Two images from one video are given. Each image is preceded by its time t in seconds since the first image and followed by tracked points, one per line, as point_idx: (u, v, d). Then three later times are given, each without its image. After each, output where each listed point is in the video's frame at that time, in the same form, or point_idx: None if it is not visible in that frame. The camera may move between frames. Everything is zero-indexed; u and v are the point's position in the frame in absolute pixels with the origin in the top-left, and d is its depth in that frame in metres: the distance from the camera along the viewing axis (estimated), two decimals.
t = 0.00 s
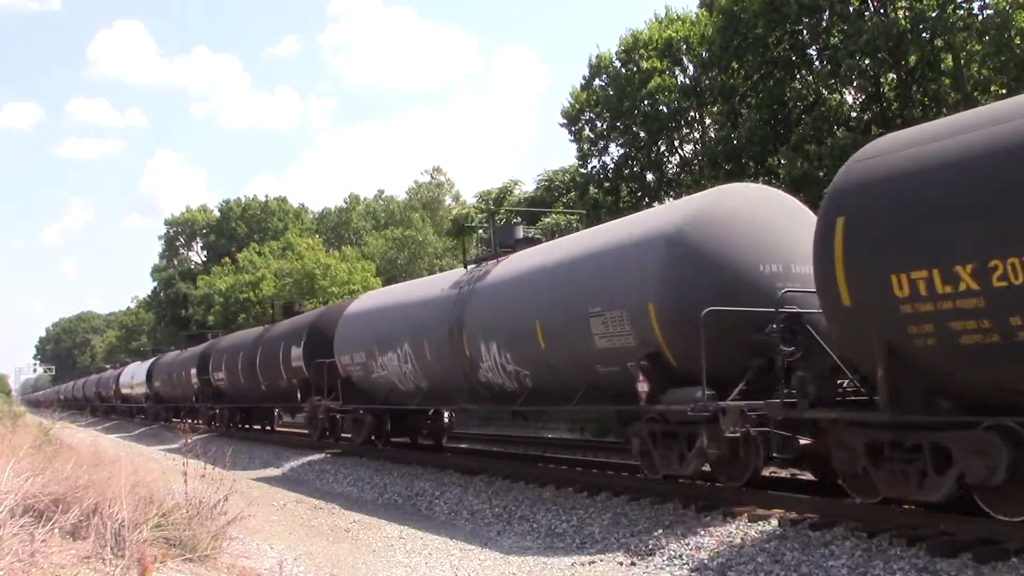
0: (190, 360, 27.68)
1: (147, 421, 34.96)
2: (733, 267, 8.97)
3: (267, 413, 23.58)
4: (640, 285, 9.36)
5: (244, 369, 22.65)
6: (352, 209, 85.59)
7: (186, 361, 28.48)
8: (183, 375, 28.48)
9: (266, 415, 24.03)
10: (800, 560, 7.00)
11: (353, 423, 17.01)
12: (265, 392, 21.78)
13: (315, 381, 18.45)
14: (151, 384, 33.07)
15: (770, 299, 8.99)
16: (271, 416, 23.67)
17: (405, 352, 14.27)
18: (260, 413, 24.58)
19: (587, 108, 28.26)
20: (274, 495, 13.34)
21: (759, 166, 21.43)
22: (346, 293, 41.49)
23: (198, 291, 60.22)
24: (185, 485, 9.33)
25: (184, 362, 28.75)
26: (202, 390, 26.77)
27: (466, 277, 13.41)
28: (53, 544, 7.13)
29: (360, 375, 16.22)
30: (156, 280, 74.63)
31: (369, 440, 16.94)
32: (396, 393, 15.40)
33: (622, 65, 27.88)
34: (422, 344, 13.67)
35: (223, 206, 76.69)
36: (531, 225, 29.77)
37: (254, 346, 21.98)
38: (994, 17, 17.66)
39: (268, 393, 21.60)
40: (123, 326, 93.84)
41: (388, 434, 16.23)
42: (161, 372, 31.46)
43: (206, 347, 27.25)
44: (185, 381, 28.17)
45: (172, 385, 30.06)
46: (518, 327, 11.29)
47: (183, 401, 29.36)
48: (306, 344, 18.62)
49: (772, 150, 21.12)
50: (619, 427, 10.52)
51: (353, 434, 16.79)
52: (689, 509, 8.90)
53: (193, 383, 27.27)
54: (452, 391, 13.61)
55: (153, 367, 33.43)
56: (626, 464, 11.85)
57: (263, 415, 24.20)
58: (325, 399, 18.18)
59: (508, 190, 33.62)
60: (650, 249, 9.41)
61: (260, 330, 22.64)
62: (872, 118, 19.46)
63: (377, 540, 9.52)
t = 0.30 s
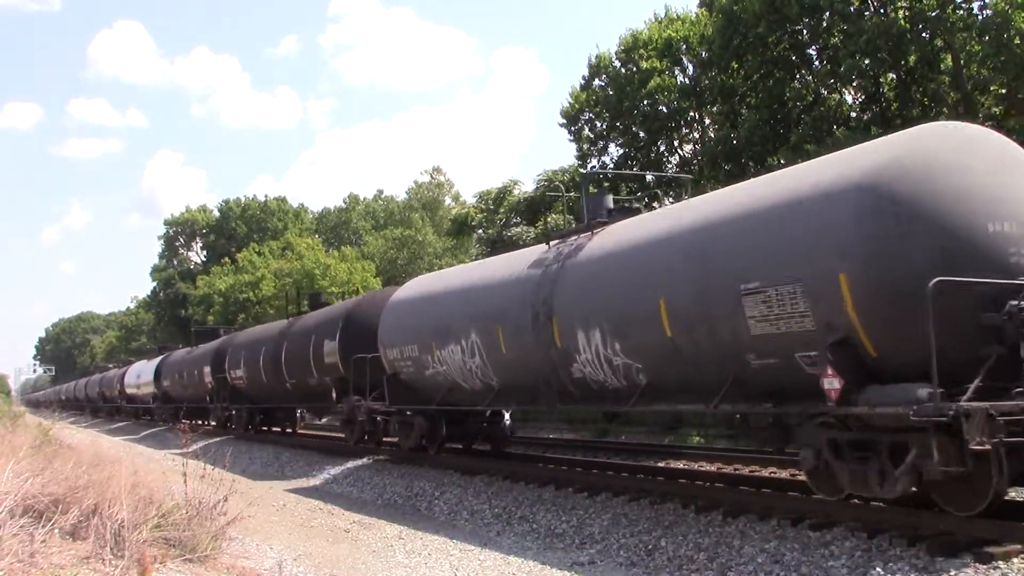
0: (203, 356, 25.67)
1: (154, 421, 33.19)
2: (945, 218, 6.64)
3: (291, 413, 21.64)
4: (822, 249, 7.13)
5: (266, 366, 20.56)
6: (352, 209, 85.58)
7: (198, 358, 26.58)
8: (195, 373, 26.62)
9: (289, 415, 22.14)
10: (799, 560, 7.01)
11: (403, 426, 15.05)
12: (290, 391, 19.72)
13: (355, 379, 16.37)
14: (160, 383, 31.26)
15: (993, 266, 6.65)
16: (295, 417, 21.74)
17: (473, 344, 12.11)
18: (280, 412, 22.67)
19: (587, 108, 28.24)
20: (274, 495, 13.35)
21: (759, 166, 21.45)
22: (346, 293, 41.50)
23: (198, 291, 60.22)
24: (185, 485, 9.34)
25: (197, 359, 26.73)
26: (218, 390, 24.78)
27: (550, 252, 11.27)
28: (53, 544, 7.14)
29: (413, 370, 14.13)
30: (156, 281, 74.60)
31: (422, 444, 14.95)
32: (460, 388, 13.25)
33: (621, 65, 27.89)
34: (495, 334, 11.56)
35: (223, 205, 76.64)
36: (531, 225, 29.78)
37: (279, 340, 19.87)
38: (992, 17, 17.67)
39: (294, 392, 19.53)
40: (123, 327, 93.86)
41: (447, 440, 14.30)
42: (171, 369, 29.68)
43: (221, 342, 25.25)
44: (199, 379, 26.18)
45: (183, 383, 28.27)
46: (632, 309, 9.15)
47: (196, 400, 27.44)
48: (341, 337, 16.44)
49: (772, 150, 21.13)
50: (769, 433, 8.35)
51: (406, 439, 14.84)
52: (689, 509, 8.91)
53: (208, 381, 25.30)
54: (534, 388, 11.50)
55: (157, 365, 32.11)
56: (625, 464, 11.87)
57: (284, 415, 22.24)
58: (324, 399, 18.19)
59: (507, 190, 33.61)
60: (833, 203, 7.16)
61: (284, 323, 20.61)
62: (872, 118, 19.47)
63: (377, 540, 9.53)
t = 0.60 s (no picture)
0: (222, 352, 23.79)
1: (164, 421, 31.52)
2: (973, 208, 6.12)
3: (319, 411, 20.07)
4: (918, 234, 6.32)
5: (292, 361, 18.61)
6: (352, 209, 85.60)
7: (214, 355, 24.75)
8: (211, 371, 24.82)
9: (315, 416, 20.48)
10: (799, 560, 7.00)
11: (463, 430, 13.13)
12: (320, 390, 17.81)
13: (404, 377, 14.52)
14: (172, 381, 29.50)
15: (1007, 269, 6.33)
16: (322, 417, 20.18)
17: (563, 334, 10.05)
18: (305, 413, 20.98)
19: (587, 108, 28.24)
20: (274, 495, 13.34)
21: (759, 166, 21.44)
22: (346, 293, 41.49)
23: (198, 291, 60.23)
24: (185, 485, 9.34)
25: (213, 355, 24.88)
26: (238, 388, 22.95)
27: (664, 220, 9.22)
28: (53, 544, 7.13)
29: (482, 366, 11.99)
30: (156, 280, 74.64)
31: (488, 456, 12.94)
32: (542, 387, 11.12)
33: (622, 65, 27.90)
34: (596, 321, 9.50)
35: (223, 205, 76.64)
36: (531, 225, 29.80)
37: (309, 332, 17.90)
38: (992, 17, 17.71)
39: (325, 391, 17.61)
40: (123, 327, 93.90)
41: (518, 446, 12.32)
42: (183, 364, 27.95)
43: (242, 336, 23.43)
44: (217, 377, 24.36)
45: (196, 381, 26.53)
46: (688, 305, 8.33)
47: (212, 398, 25.62)
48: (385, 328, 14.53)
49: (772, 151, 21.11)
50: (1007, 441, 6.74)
51: (469, 448, 12.85)
52: (689, 509, 8.91)
53: (226, 379, 23.50)
54: (647, 387, 9.39)
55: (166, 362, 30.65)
56: (626, 464, 11.87)
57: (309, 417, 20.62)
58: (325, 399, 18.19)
59: (508, 190, 33.62)
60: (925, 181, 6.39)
61: (312, 315, 18.67)
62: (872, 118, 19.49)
63: (377, 540, 9.52)
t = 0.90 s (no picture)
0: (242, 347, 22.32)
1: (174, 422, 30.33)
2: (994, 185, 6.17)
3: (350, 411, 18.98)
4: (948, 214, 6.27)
5: (326, 357, 17.03)
6: (352, 209, 85.57)
7: (233, 349, 23.30)
8: (229, 368, 23.40)
9: (345, 417, 19.25)
10: (799, 560, 7.00)
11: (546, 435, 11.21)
12: (358, 388, 16.25)
13: (469, 374, 12.90)
14: (184, 379, 28.24)
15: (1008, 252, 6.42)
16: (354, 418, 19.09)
17: (703, 314, 8.31)
18: (331, 414, 19.64)
19: (587, 108, 28.22)
20: (273, 494, 13.33)
21: (759, 166, 21.43)
22: (345, 293, 41.50)
23: (198, 291, 60.22)
24: (184, 485, 9.33)
25: (231, 350, 23.41)
26: (258, 386, 21.52)
27: (850, 168, 7.44)
28: (53, 544, 7.13)
29: (577, 360, 10.16)
30: (156, 280, 74.66)
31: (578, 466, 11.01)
32: (659, 385, 9.33)
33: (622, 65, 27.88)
34: (753, 298, 7.76)
35: (223, 205, 76.61)
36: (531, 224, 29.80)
37: (348, 324, 16.33)
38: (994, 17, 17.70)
39: (364, 392, 16.07)
40: (123, 327, 93.93)
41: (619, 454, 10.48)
42: (197, 360, 26.68)
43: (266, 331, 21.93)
44: (236, 375, 22.92)
45: (211, 379, 25.20)
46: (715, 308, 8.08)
47: (230, 398, 24.26)
48: (442, 315, 12.93)
49: (772, 150, 21.08)
50: None
51: (558, 455, 10.87)
52: (689, 509, 8.91)
53: (245, 377, 22.09)
54: (807, 375, 7.65)
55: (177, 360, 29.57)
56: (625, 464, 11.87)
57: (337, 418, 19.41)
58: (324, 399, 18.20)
59: (508, 190, 33.63)
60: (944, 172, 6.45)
61: (349, 305, 17.11)
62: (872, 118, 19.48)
63: (377, 540, 9.52)
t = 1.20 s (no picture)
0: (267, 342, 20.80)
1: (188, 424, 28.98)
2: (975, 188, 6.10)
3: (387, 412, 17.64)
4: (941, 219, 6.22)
5: (368, 350, 15.47)
6: (352, 209, 85.53)
7: (256, 344, 21.80)
8: (250, 365, 21.95)
9: (382, 418, 17.82)
10: (799, 560, 7.01)
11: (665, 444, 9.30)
12: (406, 385, 14.64)
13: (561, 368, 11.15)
14: (200, 378, 26.93)
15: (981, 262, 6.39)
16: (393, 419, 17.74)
17: (933, 284, 6.29)
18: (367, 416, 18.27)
19: (587, 108, 28.22)
20: (274, 495, 13.34)
21: (759, 166, 21.41)
22: (346, 293, 41.52)
23: (198, 291, 60.21)
24: (185, 486, 9.34)
25: (254, 345, 21.95)
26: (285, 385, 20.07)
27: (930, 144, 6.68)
28: (53, 544, 7.13)
29: (722, 349, 8.17)
30: (156, 280, 74.67)
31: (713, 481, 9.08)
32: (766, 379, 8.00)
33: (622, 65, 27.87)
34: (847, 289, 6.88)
35: (223, 205, 76.60)
36: (531, 224, 29.81)
37: (397, 313, 14.75)
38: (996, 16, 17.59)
39: (413, 389, 14.48)
40: (123, 327, 93.96)
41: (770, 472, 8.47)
42: (215, 358, 25.31)
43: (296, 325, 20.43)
44: (259, 373, 21.39)
45: (229, 377, 23.80)
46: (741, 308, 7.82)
47: (251, 399, 22.78)
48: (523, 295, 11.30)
49: (773, 150, 21.04)
50: None
51: (685, 469, 8.98)
52: (689, 509, 8.91)
53: (269, 375, 20.60)
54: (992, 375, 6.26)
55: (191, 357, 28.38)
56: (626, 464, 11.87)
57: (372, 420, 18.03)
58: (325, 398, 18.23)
59: (507, 190, 33.64)
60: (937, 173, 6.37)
61: (397, 291, 15.56)
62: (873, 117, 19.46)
63: (377, 540, 9.52)
